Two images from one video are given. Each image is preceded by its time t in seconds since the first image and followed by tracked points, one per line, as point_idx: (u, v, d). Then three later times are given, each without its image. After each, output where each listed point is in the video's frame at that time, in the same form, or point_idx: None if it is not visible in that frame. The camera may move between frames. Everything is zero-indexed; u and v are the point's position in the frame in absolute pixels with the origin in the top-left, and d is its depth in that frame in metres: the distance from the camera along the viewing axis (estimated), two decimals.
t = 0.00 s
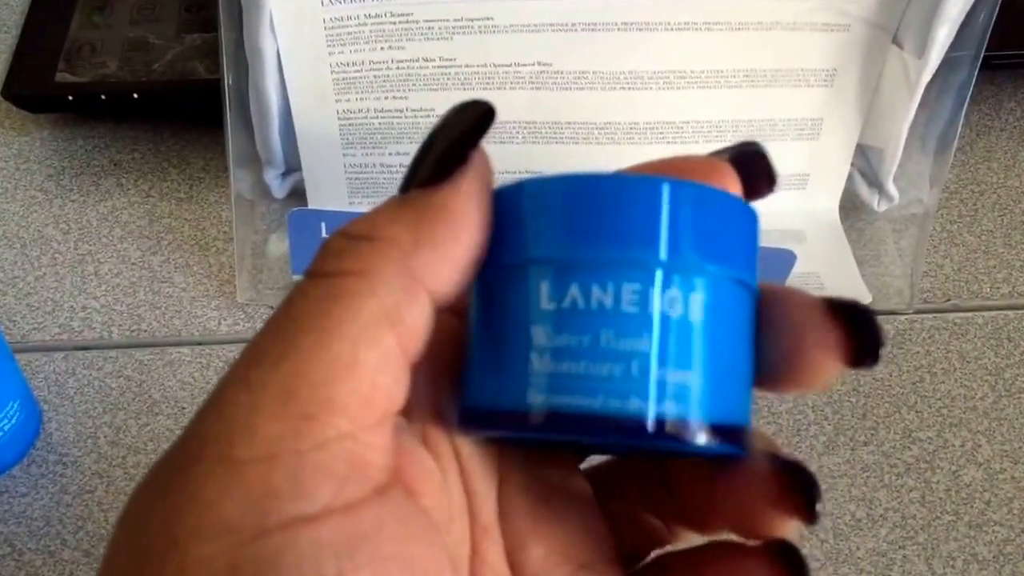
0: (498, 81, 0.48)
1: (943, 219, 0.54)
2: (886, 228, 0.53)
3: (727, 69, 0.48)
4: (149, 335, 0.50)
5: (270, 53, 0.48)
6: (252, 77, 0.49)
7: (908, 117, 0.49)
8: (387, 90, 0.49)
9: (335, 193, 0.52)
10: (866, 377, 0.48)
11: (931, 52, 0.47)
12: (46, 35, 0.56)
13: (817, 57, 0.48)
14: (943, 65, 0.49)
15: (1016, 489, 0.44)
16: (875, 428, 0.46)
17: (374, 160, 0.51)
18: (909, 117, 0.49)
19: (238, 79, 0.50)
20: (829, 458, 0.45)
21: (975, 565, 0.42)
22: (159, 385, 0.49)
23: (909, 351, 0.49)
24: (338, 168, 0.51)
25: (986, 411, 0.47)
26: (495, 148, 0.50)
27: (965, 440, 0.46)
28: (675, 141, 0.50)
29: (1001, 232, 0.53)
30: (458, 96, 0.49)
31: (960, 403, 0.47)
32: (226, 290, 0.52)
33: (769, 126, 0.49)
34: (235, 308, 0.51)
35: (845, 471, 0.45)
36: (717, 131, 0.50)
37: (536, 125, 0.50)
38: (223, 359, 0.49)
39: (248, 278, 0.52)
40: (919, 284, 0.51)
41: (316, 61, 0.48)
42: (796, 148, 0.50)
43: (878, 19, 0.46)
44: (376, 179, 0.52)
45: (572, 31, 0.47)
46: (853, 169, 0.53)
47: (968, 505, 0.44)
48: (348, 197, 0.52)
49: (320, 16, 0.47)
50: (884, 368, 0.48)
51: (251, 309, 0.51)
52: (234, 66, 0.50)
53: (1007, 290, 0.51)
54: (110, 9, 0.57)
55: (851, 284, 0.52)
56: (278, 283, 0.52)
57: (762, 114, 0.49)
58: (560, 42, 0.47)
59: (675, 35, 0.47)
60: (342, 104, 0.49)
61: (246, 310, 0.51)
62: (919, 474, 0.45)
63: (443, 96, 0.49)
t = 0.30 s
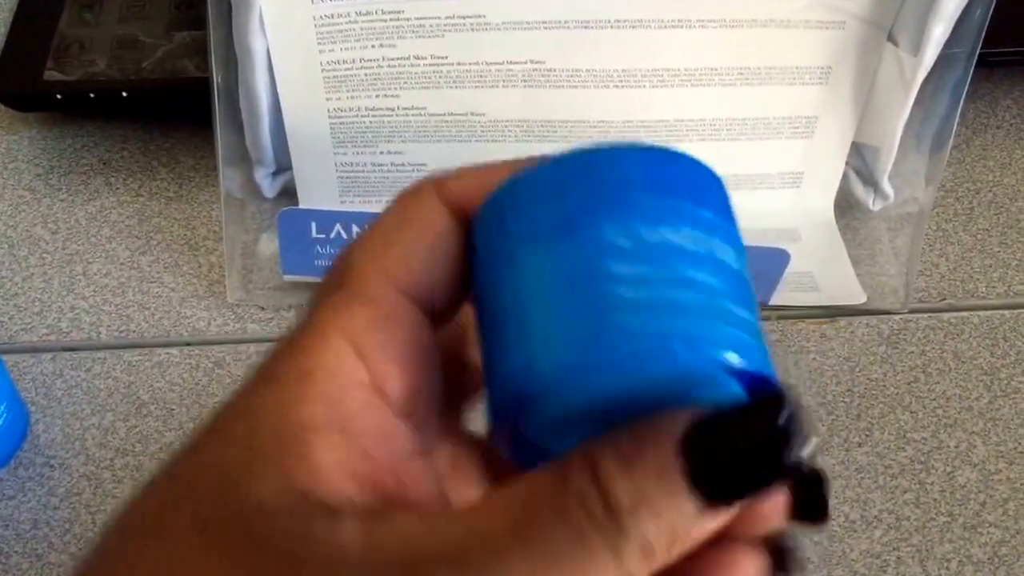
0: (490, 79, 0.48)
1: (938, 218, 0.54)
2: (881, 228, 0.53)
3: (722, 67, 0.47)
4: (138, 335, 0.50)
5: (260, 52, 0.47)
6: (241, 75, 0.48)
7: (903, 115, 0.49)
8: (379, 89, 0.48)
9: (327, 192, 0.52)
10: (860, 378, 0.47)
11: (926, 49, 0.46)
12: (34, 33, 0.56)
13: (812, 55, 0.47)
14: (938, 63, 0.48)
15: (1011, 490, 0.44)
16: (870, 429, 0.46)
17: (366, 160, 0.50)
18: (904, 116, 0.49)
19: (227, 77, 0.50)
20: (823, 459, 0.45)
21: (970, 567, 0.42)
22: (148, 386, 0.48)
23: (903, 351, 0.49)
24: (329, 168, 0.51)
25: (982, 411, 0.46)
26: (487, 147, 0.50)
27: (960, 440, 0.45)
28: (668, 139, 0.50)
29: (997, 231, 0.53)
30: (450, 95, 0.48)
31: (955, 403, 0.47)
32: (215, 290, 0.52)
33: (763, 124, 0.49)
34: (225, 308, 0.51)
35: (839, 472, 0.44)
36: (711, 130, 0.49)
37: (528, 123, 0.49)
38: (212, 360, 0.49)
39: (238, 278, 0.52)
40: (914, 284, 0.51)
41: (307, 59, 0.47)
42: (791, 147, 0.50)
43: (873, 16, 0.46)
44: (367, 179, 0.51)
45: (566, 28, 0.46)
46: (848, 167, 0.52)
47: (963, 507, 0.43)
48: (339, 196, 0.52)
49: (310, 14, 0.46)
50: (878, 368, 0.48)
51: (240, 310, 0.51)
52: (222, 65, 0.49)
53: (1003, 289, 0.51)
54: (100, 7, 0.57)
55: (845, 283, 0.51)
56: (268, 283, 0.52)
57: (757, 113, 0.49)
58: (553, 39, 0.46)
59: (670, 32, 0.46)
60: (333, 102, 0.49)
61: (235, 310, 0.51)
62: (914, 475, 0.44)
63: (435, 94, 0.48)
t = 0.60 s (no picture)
0: (479, 80, 0.47)
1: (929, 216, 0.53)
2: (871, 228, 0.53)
3: (711, 65, 0.47)
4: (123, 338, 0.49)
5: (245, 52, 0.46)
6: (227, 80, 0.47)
7: (892, 117, 0.48)
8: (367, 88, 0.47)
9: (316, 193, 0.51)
10: (850, 379, 0.47)
11: (915, 48, 0.45)
12: (18, 33, 0.55)
13: (801, 54, 0.46)
14: (927, 61, 0.47)
15: (1000, 491, 0.44)
16: (859, 430, 0.46)
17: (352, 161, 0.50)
18: (893, 117, 0.48)
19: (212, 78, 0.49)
20: (812, 460, 0.45)
21: (959, 569, 0.42)
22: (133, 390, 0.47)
23: (894, 350, 0.48)
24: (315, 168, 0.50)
25: (972, 412, 0.46)
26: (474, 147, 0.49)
27: (950, 441, 0.45)
28: (658, 139, 0.49)
29: (987, 230, 0.53)
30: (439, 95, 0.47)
31: (944, 403, 0.46)
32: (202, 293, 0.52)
33: (755, 123, 0.48)
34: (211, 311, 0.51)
35: (828, 473, 0.44)
36: (701, 129, 0.49)
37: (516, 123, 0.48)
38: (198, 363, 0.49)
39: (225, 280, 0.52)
40: (904, 284, 0.51)
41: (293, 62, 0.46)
42: (781, 147, 0.49)
43: (863, 14, 0.45)
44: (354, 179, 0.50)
45: (556, 29, 0.45)
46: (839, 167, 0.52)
47: (953, 508, 0.43)
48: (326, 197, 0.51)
49: (295, 14, 0.45)
50: (868, 368, 0.48)
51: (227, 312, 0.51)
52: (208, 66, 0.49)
53: (994, 289, 0.50)
54: (85, 6, 0.57)
55: (834, 283, 0.52)
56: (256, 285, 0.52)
57: (746, 112, 0.48)
58: (539, 38, 0.46)
59: (657, 30, 0.45)
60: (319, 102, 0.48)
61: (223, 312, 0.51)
62: (903, 476, 0.44)
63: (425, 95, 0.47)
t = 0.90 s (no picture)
0: (460, 80, 0.46)
1: (915, 214, 0.53)
2: (857, 226, 0.53)
3: (700, 63, 0.46)
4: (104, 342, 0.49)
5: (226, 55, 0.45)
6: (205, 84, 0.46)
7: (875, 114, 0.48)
8: (348, 90, 0.46)
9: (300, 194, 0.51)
10: (835, 380, 0.47)
11: (897, 47, 0.45)
12: None
13: (785, 53, 0.46)
14: (911, 59, 0.47)
15: (984, 491, 0.44)
16: (844, 430, 0.45)
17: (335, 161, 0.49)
18: (875, 115, 0.48)
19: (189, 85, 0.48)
20: (797, 461, 0.44)
21: (943, 569, 0.42)
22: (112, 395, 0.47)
23: (879, 350, 0.48)
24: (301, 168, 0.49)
25: (956, 411, 0.46)
26: (456, 147, 0.48)
27: (934, 441, 0.45)
28: (642, 139, 0.48)
29: (973, 228, 0.53)
30: (420, 95, 0.47)
31: (929, 403, 0.46)
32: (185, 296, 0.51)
33: (739, 123, 0.48)
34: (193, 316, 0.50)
35: (813, 475, 0.44)
36: (686, 129, 0.48)
37: (497, 123, 0.48)
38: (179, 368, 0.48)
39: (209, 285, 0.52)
40: (888, 284, 0.51)
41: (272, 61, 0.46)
42: (765, 147, 0.49)
43: (846, 14, 0.45)
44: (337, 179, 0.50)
45: (537, 28, 0.45)
46: (824, 166, 0.52)
47: (937, 508, 0.43)
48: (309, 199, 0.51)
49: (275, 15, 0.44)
50: (852, 367, 0.48)
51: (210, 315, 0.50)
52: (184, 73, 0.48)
53: (978, 288, 0.50)
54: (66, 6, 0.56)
55: (819, 280, 0.51)
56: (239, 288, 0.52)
57: (729, 112, 0.48)
58: (521, 39, 0.45)
59: (643, 30, 0.45)
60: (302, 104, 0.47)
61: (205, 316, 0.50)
62: (888, 476, 0.44)
63: (405, 95, 0.47)
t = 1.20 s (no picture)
0: (440, 80, 0.46)
1: (898, 212, 0.53)
2: (839, 225, 0.53)
3: (678, 65, 0.46)
4: (82, 347, 0.49)
5: (201, 57, 0.45)
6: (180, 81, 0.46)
7: (857, 115, 0.48)
8: (328, 91, 0.46)
9: (282, 196, 0.50)
10: (818, 379, 0.47)
11: (877, 47, 0.45)
12: None
13: (767, 53, 0.46)
14: (891, 60, 0.47)
15: (967, 490, 0.44)
16: (826, 430, 0.45)
17: (318, 163, 0.49)
18: (857, 115, 0.48)
19: (165, 80, 0.46)
20: (779, 462, 0.44)
21: (926, 570, 0.41)
22: (91, 401, 0.46)
23: (861, 350, 0.48)
24: (281, 169, 0.49)
25: (939, 411, 0.46)
26: (437, 148, 0.49)
27: (917, 440, 0.45)
28: (624, 140, 0.48)
29: (955, 227, 0.53)
30: (400, 97, 0.47)
31: (911, 403, 0.46)
32: (164, 299, 0.51)
33: (720, 123, 0.48)
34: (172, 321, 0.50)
35: (795, 475, 0.44)
36: (668, 129, 0.48)
37: (478, 124, 0.48)
38: (159, 372, 0.48)
39: (188, 288, 0.51)
40: (871, 283, 0.51)
41: (248, 61, 0.45)
42: (747, 147, 0.49)
43: (827, 13, 0.45)
44: (320, 181, 0.50)
45: (515, 29, 0.44)
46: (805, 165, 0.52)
47: (919, 508, 0.43)
48: (293, 202, 0.51)
49: (251, 18, 0.44)
50: (834, 367, 0.48)
51: (189, 319, 0.50)
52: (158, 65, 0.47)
53: (961, 286, 0.51)
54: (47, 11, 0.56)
55: (802, 281, 0.51)
56: (219, 292, 0.51)
57: (711, 112, 0.48)
58: (501, 40, 0.45)
59: (624, 30, 0.45)
60: (281, 105, 0.47)
61: (184, 320, 0.50)
62: (870, 477, 0.44)
63: (385, 96, 0.47)
